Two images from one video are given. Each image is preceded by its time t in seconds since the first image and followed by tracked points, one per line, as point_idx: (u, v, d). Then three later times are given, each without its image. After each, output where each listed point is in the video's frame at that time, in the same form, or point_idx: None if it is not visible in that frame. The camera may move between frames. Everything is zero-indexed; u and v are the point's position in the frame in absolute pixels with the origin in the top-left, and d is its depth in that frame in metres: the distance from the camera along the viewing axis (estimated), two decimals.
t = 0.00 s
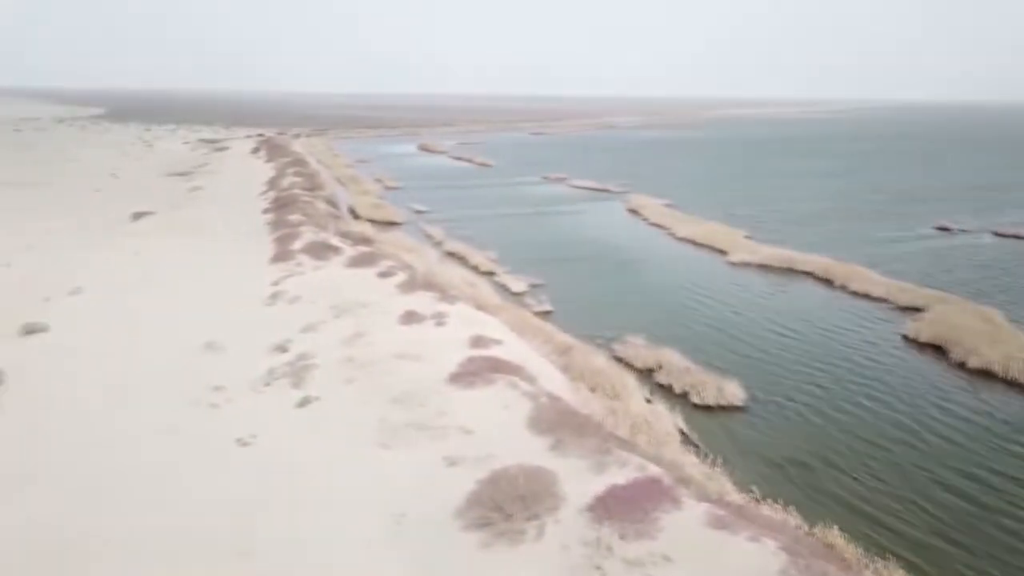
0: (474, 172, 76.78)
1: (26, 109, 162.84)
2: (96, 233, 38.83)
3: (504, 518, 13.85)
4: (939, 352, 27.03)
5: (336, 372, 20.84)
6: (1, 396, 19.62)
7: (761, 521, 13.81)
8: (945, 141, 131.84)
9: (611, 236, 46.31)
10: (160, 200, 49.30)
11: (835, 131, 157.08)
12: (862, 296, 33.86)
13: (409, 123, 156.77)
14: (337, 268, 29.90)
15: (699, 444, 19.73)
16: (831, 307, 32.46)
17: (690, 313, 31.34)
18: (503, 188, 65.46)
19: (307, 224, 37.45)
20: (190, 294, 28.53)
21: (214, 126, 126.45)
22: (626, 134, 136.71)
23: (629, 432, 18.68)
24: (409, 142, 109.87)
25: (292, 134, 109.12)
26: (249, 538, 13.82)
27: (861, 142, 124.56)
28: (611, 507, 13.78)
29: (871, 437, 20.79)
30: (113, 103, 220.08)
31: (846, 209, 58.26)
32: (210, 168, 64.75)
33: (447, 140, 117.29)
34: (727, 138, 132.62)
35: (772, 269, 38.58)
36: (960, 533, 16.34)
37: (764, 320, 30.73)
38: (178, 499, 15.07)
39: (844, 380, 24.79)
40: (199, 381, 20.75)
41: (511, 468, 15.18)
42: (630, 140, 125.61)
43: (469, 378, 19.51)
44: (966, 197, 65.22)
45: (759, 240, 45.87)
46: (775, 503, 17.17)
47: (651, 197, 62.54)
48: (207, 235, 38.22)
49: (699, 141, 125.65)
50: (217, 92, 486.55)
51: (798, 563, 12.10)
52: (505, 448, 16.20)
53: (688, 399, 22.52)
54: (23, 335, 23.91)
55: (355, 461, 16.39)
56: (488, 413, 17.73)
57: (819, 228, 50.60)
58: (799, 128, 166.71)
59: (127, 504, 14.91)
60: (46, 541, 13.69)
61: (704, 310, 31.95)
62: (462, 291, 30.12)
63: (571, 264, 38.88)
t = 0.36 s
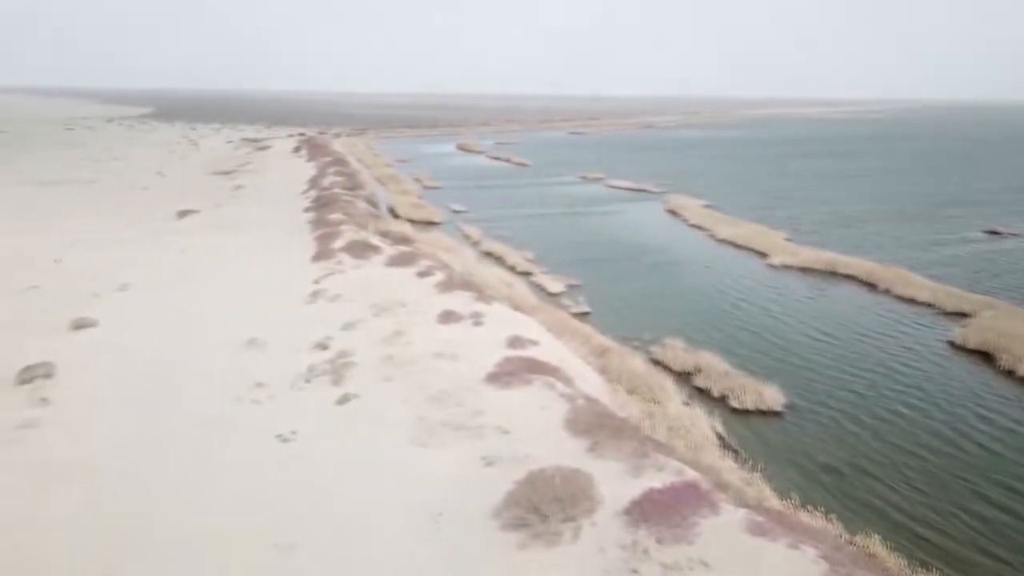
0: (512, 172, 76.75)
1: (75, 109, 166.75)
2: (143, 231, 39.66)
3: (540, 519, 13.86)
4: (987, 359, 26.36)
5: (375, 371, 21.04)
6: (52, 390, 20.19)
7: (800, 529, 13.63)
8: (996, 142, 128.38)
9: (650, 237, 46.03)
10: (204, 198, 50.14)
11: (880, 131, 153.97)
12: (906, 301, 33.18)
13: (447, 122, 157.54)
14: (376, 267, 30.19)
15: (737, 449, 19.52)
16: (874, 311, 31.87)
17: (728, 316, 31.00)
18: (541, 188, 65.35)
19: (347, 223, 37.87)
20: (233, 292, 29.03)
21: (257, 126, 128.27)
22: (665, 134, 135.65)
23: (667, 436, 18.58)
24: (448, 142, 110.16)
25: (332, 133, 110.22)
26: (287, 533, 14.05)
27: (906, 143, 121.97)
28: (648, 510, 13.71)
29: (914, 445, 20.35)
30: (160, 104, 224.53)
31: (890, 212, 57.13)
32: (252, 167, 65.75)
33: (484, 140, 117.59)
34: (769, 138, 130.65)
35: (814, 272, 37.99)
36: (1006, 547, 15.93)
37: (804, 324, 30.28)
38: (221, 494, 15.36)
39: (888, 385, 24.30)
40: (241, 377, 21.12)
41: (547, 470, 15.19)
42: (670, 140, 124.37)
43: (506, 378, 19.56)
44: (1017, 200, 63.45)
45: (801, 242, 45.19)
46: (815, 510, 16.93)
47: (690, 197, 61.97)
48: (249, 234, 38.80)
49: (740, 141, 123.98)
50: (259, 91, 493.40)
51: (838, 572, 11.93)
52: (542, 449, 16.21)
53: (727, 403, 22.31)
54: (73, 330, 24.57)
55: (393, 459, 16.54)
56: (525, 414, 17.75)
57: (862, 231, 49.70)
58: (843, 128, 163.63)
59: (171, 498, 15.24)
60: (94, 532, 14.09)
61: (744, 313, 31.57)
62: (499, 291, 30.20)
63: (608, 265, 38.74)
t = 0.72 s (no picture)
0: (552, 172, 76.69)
1: (128, 109, 171.03)
2: (189, 229, 40.47)
3: (578, 521, 13.88)
4: None
5: (414, 370, 21.24)
6: (102, 383, 20.80)
7: (841, 537, 13.44)
8: None
9: (689, 238, 45.69)
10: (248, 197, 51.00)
11: (927, 131, 150.75)
12: (954, 306, 32.45)
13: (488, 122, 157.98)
14: (416, 267, 30.47)
15: (777, 454, 19.31)
16: (920, 317, 31.23)
17: (769, 320, 30.63)
18: (580, 189, 65.22)
19: (388, 222, 38.30)
20: (276, 289, 29.53)
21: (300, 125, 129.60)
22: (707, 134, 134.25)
23: (705, 441, 18.46)
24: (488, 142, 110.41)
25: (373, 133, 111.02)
26: (325, 528, 14.28)
27: (956, 145, 119.06)
28: (686, 515, 13.63)
29: (960, 454, 19.91)
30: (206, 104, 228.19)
31: (938, 215, 55.86)
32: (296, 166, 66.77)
33: (524, 139, 117.72)
34: (813, 138, 128.62)
35: (858, 276, 37.36)
36: None
37: (848, 329, 29.79)
38: (263, 489, 15.70)
39: (933, 393, 23.78)
40: (284, 374, 21.50)
41: (584, 472, 15.20)
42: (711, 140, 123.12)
43: (544, 379, 19.60)
44: None
45: (845, 245, 44.46)
46: (857, 519, 16.67)
47: (732, 198, 61.34)
48: (292, 232, 39.39)
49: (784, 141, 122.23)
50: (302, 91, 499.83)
51: None
52: (579, 451, 16.23)
53: (767, 408, 22.06)
54: (121, 325, 25.25)
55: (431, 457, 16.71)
56: (563, 416, 17.79)
57: (909, 234, 48.71)
58: (890, 128, 160.47)
59: (216, 491, 15.62)
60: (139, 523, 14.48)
61: (785, 316, 31.18)
62: (538, 292, 30.27)
63: (647, 266, 38.57)
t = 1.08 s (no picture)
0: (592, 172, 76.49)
1: (173, 110, 174.27)
2: (234, 227, 41.19)
3: (616, 524, 13.86)
4: None
5: (453, 369, 21.40)
6: (150, 377, 21.35)
7: (885, 547, 13.24)
8: None
9: (731, 240, 45.26)
10: (292, 195, 51.76)
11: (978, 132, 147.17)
12: (1005, 312, 31.66)
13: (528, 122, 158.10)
14: (456, 267, 30.69)
15: (820, 461, 19.06)
16: (969, 323, 30.54)
17: (812, 324, 30.19)
18: (620, 189, 64.97)
19: (428, 222, 38.62)
20: (317, 287, 29.97)
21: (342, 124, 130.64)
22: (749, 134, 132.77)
23: (745, 446, 18.31)
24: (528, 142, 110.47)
25: (415, 133, 111.64)
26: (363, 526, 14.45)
27: (1008, 146, 116.02)
28: (726, 521, 13.53)
29: (1009, 465, 19.43)
30: (252, 104, 232.25)
31: (988, 218, 54.50)
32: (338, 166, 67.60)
33: (563, 140, 117.56)
34: (859, 139, 126.40)
35: (904, 280, 36.65)
36: None
37: (893, 334, 29.22)
38: (305, 484, 15.97)
39: (982, 401, 23.22)
40: (325, 371, 21.84)
41: (623, 475, 15.19)
42: (754, 140, 121.70)
43: (583, 381, 19.61)
44: None
45: (890, 249, 43.63)
46: (902, 529, 16.36)
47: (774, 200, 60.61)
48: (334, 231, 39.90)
49: (829, 141, 120.27)
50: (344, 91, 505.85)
51: None
52: (618, 454, 16.21)
53: (809, 413, 21.78)
54: (169, 321, 25.84)
55: (469, 456, 16.85)
56: (602, 418, 17.79)
57: (957, 237, 47.63)
58: (940, 129, 156.83)
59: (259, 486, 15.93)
60: (184, 517, 14.82)
61: (828, 321, 30.74)
62: (577, 293, 30.27)
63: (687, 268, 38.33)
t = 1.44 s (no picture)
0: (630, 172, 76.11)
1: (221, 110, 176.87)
2: (275, 226, 41.82)
3: (652, 527, 13.82)
4: None
5: (490, 369, 21.50)
6: (194, 372, 21.83)
7: (928, 557, 12.99)
8: None
9: (770, 241, 44.70)
10: (332, 195, 52.38)
11: None
12: None
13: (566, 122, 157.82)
14: (493, 267, 30.81)
15: (861, 468, 18.77)
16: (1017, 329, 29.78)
17: (854, 329, 29.69)
18: (658, 190, 64.54)
19: (466, 222, 38.81)
20: (356, 286, 30.32)
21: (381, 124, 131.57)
22: (791, 134, 130.92)
23: (784, 451, 18.12)
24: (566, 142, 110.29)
25: (453, 133, 112.09)
26: (400, 523, 14.63)
27: None
28: (764, 527, 13.41)
29: None
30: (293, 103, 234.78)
31: None
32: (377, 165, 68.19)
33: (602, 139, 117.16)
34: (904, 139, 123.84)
35: (949, 284, 35.86)
36: None
37: (938, 340, 28.61)
38: (343, 480, 16.22)
39: None
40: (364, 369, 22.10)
41: (659, 478, 15.12)
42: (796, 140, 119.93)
43: (619, 383, 19.57)
44: None
45: (936, 252, 42.70)
46: (945, 540, 16.03)
47: (816, 202, 59.71)
48: (372, 231, 40.29)
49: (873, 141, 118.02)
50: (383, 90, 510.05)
51: None
52: (655, 457, 16.14)
53: (850, 419, 21.44)
54: (212, 318, 26.38)
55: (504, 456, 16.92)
56: (638, 420, 17.75)
57: (1006, 241, 46.44)
58: (990, 129, 152.86)
59: (299, 481, 16.23)
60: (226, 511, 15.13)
61: (870, 325, 30.21)
62: (614, 294, 30.19)
63: (726, 270, 37.98)
